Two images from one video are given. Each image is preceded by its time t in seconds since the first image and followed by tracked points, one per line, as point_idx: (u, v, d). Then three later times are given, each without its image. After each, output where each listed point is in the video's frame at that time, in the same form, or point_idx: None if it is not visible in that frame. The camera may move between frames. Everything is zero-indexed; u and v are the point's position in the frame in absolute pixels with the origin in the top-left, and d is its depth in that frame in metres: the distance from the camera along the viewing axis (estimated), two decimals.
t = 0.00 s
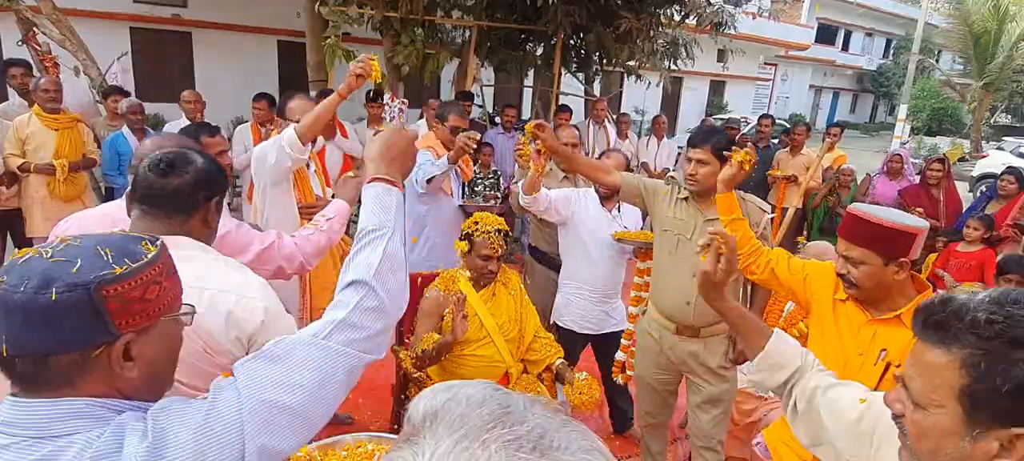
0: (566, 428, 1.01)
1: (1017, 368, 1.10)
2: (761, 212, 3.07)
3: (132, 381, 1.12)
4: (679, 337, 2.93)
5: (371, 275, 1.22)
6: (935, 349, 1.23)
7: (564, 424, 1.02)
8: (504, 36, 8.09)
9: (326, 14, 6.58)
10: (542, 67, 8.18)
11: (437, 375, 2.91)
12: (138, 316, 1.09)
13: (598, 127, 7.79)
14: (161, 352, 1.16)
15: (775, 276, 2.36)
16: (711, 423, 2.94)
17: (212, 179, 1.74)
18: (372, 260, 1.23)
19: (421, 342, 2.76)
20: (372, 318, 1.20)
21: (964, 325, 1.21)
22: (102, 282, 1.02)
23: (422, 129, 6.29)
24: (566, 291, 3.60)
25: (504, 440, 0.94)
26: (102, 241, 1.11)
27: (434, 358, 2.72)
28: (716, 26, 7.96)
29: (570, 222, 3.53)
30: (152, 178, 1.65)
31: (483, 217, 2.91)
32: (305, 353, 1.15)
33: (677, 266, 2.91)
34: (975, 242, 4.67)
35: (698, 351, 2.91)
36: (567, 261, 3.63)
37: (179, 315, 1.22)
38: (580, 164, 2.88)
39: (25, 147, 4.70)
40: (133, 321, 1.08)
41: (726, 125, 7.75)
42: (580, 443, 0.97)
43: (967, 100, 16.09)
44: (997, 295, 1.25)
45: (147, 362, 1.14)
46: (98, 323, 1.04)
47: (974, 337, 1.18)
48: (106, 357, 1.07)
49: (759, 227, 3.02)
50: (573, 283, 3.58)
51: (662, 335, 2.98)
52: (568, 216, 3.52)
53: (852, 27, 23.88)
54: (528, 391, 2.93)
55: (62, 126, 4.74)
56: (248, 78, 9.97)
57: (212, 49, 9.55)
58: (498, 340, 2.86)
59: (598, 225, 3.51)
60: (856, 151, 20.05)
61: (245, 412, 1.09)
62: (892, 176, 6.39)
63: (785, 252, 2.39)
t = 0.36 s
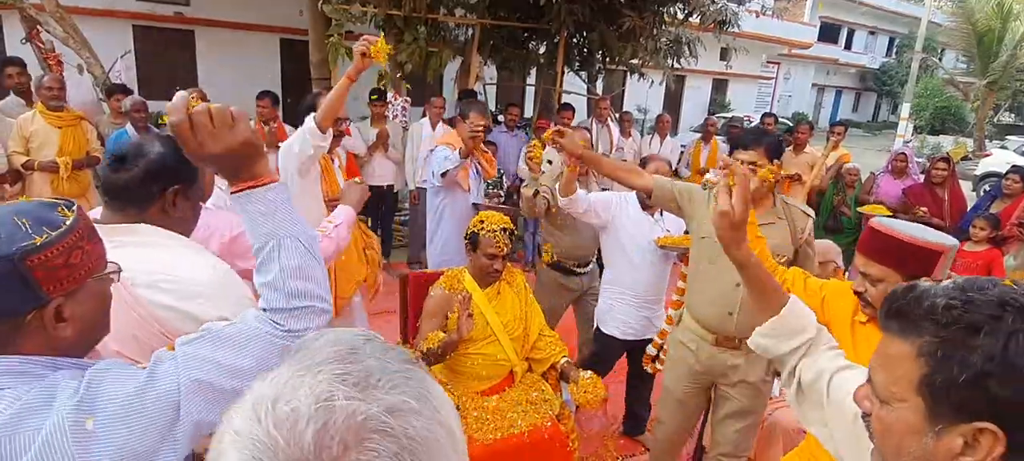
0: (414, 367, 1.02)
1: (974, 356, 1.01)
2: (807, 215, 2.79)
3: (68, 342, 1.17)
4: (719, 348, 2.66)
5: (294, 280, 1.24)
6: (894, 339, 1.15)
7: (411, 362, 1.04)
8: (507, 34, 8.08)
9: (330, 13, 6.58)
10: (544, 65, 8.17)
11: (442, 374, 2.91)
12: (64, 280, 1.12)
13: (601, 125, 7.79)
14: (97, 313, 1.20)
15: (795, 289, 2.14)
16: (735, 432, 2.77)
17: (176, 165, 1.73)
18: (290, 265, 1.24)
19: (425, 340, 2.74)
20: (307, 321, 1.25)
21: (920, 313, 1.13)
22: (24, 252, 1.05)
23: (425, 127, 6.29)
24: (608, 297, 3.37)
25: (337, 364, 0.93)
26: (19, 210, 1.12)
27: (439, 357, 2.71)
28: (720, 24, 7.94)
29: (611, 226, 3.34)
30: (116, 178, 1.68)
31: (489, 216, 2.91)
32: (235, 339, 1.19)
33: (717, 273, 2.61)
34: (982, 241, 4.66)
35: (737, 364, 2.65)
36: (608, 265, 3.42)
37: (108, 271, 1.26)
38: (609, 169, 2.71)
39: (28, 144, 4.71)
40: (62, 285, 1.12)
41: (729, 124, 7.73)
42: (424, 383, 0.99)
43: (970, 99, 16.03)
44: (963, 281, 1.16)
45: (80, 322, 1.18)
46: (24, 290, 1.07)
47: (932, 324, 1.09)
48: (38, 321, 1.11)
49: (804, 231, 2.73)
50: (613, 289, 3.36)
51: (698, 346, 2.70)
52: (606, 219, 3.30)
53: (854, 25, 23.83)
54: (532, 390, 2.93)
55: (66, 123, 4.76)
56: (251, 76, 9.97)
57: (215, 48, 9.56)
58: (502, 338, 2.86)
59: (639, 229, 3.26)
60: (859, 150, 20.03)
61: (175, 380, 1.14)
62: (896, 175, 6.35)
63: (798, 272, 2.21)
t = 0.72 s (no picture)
0: (232, 353, 0.94)
1: (1022, 423, 0.87)
2: (838, 222, 2.77)
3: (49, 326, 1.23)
4: (744, 353, 2.61)
5: (273, 249, 1.55)
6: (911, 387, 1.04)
7: (236, 349, 0.95)
8: (508, 30, 8.02)
9: (330, 10, 6.54)
10: (545, 61, 8.12)
11: (450, 374, 2.89)
12: (40, 268, 1.19)
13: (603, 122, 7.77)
14: (75, 298, 1.27)
15: (805, 308, 2.04)
16: (757, 434, 2.78)
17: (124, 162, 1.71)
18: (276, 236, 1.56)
19: (434, 340, 2.73)
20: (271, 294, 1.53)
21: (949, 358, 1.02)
22: (3, 244, 1.11)
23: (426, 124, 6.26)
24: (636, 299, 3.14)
25: (131, 336, 0.90)
26: None
27: (447, 357, 2.70)
28: (722, 19, 7.90)
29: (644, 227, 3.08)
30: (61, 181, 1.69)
31: (497, 214, 2.88)
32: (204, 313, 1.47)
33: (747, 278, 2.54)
34: (990, 236, 4.64)
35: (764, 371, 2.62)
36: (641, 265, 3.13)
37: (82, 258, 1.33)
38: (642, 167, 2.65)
39: (30, 145, 4.69)
40: (39, 272, 1.19)
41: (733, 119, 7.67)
42: (227, 370, 0.90)
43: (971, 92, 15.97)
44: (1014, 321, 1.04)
45: (59, 307, 1.25)
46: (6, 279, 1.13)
47: (972, 374, 0.97)
48: (21, 307, 1.17)
49: (836, 237, 2.72)
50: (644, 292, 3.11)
51: (723, 350, 2.67)
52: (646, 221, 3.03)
53: (855, 19, 23.76)
54: (540, 389, 2.91)
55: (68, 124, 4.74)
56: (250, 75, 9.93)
57: (214, 46, 9.51)
58: (511, 337, 2.84)
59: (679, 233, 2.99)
60: (859, 144, 20.00)
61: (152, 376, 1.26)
62: (900, 170, 6.30)
63: (814, 278, 2.09)
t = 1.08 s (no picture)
0: (51, 316, 0.82)
1: None
2: (843, 222, 2.76)
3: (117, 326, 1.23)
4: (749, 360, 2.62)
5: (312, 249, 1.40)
6: None
7: (62, 312, 0.84)
8: (507, 27, 7.98)
9: (329, 9, 6.49)
10: (544, 59, 8.11)
11: (457, 375, 2.89)
12: (112, 271, 1.17)
13: (603, 119, 7.75)
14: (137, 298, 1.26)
15: (835, 316, 2.02)
16: (764, 441, 2.81)
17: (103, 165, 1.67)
18: (315, 237, 1.42)
19: (441, 341, 2.72)
20: (312, 290, 1.40)
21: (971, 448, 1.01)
22: (79, 249, 1.09)
23: (427, 123, 6.23)
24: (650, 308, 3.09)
25: None
26: (67, 209, 1.15)
27: (454, 358, 2.69)
28: (722, 16, 7.87)
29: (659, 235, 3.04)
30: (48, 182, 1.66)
31: (503, 214, 2.86)
32: (245, 306, 1.33)
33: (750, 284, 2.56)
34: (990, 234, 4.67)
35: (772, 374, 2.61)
36: (656, 274, 3.09)
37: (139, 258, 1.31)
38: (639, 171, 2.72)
39: (33, 144, 4.66)
40: (110, 274, 1.17)
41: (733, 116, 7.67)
42: (32, 332, 0.79)
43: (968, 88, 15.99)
44: None
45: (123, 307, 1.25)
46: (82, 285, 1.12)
47: None
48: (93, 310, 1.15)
49: (841, 237, 2.72)
50: (658, 301, 3.07)
51: (729, 358, 2.67)
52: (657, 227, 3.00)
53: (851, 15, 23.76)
54: (547, 390, 2.90)
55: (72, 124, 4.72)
56: (248, 73, 9.89)
57: (212, 44, 9.46)
58: (517, 337, 2.82)
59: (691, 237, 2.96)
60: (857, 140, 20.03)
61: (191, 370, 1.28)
62: (901, 168, 6.28)
63: (849, 282, 2.03)
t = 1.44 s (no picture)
0: (135, 295, 1.01)
1: None
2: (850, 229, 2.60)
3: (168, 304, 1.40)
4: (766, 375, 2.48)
5: (335, 253, 1.47)
6: None
7: (144, 293, 1.02)
8: (520, 37, 8.02)
9: (345, 19, 6.55)
10: (557, 67, 8.15)
11: (477, 384, 2.90)
12: (169, 258, 1.35)
13: (617, 128, 7.78)
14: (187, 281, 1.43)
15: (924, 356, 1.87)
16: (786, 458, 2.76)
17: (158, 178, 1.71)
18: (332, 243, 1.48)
19: (462, 351, 2.73)
20: (343, 286, 1.49)
21: None
22: (146, 238, 1.29)
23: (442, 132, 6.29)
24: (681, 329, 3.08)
25: (70, 277, 1.01)
26: (136, 204, 1.35)
27: (475, 368, 2.70)
28: (736, 24, 7.87)
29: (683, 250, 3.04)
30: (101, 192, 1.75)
31: (523, 225, 2.89)
32: (291, 304, 1.43)
33: (755, 298, 2.44)
34: (1009, 243, 4.64)
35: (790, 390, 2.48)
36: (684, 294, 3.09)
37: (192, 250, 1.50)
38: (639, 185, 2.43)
39: (61, 153, 4.75)
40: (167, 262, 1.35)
41: (748, 124, 7.66)
42: (119, 308, 0.97)
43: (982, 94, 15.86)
44: (910, 453, 0.96)
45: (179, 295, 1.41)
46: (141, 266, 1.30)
47: None
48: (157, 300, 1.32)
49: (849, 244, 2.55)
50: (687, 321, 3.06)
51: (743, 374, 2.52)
52: (684, 244, 3.02)
53: (862, 21, 23.67)
54: (568, 400, 2.90)
55: (101, 134, 4.80)
56: (264, 82, 9.99)
57: (228, 54, 9.58)
58: (538, 348, 2.83)
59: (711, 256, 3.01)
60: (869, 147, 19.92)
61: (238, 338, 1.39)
62: (918, 175, 6.21)
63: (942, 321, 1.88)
